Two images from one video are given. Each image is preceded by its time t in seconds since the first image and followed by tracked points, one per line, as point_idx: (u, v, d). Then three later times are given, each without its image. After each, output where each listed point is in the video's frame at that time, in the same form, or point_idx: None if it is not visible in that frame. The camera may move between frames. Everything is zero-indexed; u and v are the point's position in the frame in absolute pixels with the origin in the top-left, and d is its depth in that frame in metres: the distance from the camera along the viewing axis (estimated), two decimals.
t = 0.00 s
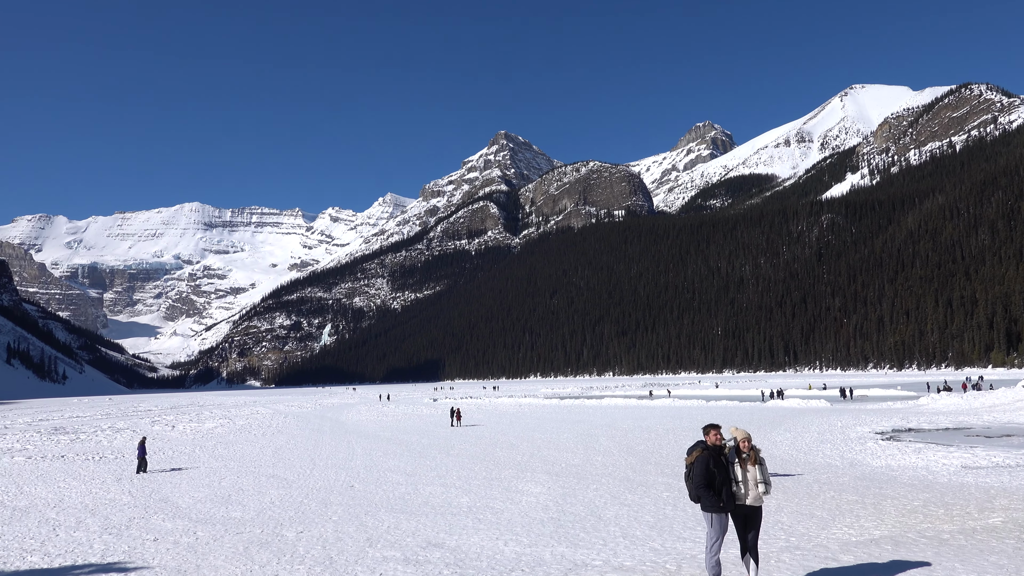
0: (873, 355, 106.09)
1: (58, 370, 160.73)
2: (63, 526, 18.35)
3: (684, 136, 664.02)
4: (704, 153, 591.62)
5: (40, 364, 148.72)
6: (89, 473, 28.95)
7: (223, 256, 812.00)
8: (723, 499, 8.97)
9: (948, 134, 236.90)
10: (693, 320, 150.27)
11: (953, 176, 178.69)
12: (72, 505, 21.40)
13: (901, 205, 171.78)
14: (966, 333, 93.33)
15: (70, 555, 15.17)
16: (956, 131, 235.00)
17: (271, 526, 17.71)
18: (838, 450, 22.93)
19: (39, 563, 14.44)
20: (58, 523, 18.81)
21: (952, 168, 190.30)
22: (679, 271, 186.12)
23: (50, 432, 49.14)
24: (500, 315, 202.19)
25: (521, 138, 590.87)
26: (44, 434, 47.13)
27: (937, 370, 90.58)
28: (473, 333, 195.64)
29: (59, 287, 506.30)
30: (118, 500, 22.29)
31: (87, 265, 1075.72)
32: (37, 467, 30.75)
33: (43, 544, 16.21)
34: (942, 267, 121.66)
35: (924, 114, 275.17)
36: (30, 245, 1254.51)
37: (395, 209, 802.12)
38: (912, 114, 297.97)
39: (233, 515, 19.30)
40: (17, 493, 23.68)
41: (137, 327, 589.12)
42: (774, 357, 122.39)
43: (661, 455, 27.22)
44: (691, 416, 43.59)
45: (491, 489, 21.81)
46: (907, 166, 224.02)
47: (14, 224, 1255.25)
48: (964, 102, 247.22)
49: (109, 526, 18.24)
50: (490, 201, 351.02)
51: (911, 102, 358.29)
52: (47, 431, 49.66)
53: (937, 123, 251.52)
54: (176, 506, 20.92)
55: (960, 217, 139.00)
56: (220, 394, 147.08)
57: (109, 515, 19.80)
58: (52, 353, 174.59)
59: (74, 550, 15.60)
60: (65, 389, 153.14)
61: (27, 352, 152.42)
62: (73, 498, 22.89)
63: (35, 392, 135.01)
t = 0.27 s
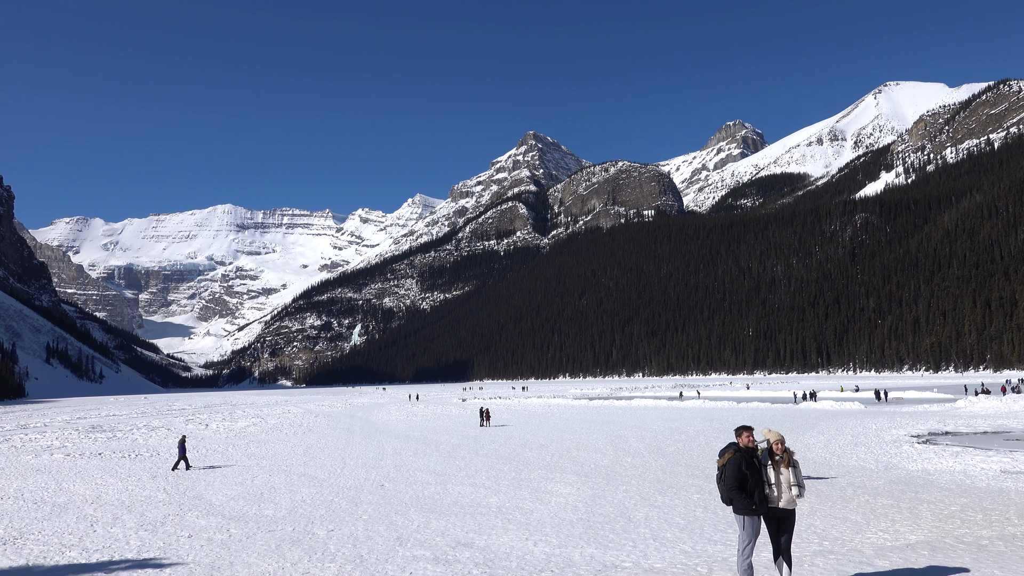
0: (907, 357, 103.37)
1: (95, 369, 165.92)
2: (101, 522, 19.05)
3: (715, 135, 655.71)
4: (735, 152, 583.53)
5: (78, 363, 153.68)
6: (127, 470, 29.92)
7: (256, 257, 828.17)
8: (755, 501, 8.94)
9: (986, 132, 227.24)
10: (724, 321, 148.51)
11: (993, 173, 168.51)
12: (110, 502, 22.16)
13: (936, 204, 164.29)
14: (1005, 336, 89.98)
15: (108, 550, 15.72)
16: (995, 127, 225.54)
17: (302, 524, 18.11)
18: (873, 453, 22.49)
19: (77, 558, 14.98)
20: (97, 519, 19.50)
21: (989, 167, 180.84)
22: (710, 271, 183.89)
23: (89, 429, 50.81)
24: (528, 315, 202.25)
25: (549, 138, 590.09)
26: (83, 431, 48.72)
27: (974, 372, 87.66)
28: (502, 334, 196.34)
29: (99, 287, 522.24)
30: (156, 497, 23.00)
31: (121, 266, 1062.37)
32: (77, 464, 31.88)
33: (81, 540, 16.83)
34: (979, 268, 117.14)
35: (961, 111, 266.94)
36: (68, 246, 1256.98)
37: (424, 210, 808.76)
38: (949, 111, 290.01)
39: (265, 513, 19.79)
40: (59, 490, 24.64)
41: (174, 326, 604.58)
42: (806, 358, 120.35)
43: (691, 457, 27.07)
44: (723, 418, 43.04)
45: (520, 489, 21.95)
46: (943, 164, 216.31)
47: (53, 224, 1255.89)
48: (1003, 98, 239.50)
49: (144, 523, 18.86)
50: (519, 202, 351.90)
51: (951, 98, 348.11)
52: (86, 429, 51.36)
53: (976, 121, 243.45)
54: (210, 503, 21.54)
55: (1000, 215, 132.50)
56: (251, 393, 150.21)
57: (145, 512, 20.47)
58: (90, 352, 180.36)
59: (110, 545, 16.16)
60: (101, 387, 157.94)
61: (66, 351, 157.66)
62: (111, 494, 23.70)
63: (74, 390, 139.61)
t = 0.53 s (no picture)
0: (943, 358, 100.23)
1: (130, 369, 170.80)
2: (137, 519, 19.67)
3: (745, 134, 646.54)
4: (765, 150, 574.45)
5: (113, 364, 158.10)
6: (162, 468, 30.84)
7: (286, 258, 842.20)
8: (788, 503, 8.92)
9: None
10: (754, 322, 146.22)
11: None
12: (145, 499, 22.88)
13: (975, 202, 157.71)
14: None
15: (143, 547, 16.23)
16: None
17: (332, 522, 18.49)
18: (908, 455, 22.06)
19: (115, 554, 15.51)
20: (133, 516, 20.11)
21: None
22: (740, 271, 181.11)
23: (125, 428, 52.37)
24: (556, 315, 202.08)
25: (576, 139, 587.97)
26: (119, 430, 50.22)
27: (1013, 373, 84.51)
28: (529, 335, 196.31)
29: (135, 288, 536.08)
30: (190, 495, 23.63)
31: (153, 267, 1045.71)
32: (114, 462, 32.85)
33: (118, 536, 17.43)
34: (1019, 266, 113.07)
35: (998, 107, 258.08)
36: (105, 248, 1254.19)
37: (451, 211, 813.17)
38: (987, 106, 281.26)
39: (296, 511, 20.22)
40: (96, 487, 25.47)
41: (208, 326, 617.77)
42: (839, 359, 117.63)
43: (721, 458, 26.84)
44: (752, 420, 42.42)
45: (549, 490, 22.02)
46: (980, 161, 209.16)
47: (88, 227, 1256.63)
48: None
49: (178, 520, 19.44)
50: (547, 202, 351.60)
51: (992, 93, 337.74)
52: (122, 428, 52.79)
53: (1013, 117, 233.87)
54: (241, 502, 22.08)
55: None
56: (280, 393, 153.06)
57: (179, 509, 21.09)
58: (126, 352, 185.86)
59: (146, 542, 16.68)
60: (136, 387, 162.65)
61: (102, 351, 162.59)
62: (146, 492, 24.47)
63: (109, 389, 143.87)
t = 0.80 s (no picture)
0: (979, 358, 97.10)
1: (163, 368, 175.31)
2: (170, 517, 20.28)
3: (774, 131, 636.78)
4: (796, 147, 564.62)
5: (146, 364, 162.51)
6: (195, 467, 31.65)
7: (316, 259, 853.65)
8: (820, 504, 8.89)
9: None
10: (784, 322, 143.99)
11: None
12: (178, 498, 23.54)
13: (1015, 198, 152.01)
14: None
15: (177, 545, 16.76)
16: None
17: (361, 522, 18.82)
18: (945, 457, 21.57)
19: (149, 551, 16.04)
20: (167, 514, 20.75)
21: None
22: (770, 270, 178.34)
23: (158, 428, 53.73)
24: (582, 315, 201.60)
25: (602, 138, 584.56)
26: (152, 430, 51.58)
27: None
28: (556, 335, 196.18)
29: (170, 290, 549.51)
30: (222, 494, 24.26)
31: (182, 269, 1035.01)
32: (149, 461, 33.79)
33: (153, 534, 18.00)
34: None
35: None
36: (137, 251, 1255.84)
37: (478, 212, 816.68)
38: None
39: (326, 511, 20.63)
40: (130, 485, 26.28)
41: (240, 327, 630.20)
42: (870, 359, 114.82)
43: (751, 460, 26.56)
44: (782, 420, 41.76)
45: (577, 491, 22.09)
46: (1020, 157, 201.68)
47: (121, 229, 1256.90)
48: None
49: (211, 518, 20.00)
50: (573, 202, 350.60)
51: None
52: (156, 427, 54.15)
53: None
54: (272, 500, 22.60)
55: None
56: (308, 392, 155.46)
57: (211, 508, 21.65)
58: (159, 352, 190.96)
59: (178, 540, 17.20)
60: (168, 386, 166.92)
61: (136, 352, 167.28)
62: (179, 490, 25.18)
63: (143, 389, 147.65)
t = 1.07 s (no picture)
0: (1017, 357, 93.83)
1: (195, 368, 179.42)
2: (203, 514, 20.90)
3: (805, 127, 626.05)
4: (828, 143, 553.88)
5: (178, 363, 166.53)
6: (228, 465, 32.42)
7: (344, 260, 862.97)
8: (853, 506, 8.84)
9: None
10: (815, 321, 141.52)
11: None
12: (211, 495, 24.21)
13: None
14: None
15: (210, 542, 17.30)
16: None
17: (390, 520, 19.17)
18: (982, 458, 21.10)
19: (183, 548, 16.57)
20: (200, 511, 21.39)
21: None
22: (800, 269, 175.32)
23: (191, 426, 55.01)
24: (609, 314, 200.74)
25: (629, 135, 580.15)
26: (185, 428, 52.82)
27: None
28: (583, 334, 195.66)
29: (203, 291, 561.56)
30: (252, 492, 24.88)
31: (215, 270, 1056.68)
32: (183, 459, 34.70)
33: (186, 531, 18.58)
34: None
35: None
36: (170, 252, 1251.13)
37: (504, 212, 818.33)
38: None
39: (355, 509, 21.04)
40: (164, 483, 27.08)
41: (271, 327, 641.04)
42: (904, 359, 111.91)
43: (781, 460, 26.30)
44: (814, 421, 41.10)
45: (606, 490, 22.11)
46: None
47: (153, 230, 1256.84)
48: None
49: (243, 516, 20.54)
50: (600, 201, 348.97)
51: None
52: (188, 426, 55.41)
53: None
54: (302, 498, 23.12)
55: None
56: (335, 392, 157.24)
57: (242, 505, 22.24)
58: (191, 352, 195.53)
59: (211, 537, 17.75)
60: (200, 385, 170.83)
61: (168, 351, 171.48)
62: (212, 488, 25.87)
63: (175, 388, 151.18)
